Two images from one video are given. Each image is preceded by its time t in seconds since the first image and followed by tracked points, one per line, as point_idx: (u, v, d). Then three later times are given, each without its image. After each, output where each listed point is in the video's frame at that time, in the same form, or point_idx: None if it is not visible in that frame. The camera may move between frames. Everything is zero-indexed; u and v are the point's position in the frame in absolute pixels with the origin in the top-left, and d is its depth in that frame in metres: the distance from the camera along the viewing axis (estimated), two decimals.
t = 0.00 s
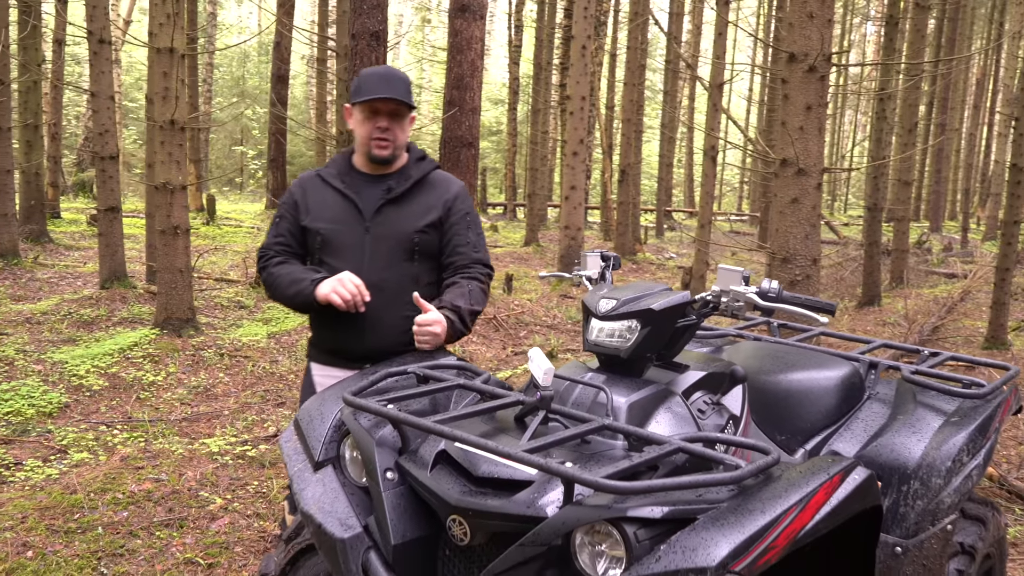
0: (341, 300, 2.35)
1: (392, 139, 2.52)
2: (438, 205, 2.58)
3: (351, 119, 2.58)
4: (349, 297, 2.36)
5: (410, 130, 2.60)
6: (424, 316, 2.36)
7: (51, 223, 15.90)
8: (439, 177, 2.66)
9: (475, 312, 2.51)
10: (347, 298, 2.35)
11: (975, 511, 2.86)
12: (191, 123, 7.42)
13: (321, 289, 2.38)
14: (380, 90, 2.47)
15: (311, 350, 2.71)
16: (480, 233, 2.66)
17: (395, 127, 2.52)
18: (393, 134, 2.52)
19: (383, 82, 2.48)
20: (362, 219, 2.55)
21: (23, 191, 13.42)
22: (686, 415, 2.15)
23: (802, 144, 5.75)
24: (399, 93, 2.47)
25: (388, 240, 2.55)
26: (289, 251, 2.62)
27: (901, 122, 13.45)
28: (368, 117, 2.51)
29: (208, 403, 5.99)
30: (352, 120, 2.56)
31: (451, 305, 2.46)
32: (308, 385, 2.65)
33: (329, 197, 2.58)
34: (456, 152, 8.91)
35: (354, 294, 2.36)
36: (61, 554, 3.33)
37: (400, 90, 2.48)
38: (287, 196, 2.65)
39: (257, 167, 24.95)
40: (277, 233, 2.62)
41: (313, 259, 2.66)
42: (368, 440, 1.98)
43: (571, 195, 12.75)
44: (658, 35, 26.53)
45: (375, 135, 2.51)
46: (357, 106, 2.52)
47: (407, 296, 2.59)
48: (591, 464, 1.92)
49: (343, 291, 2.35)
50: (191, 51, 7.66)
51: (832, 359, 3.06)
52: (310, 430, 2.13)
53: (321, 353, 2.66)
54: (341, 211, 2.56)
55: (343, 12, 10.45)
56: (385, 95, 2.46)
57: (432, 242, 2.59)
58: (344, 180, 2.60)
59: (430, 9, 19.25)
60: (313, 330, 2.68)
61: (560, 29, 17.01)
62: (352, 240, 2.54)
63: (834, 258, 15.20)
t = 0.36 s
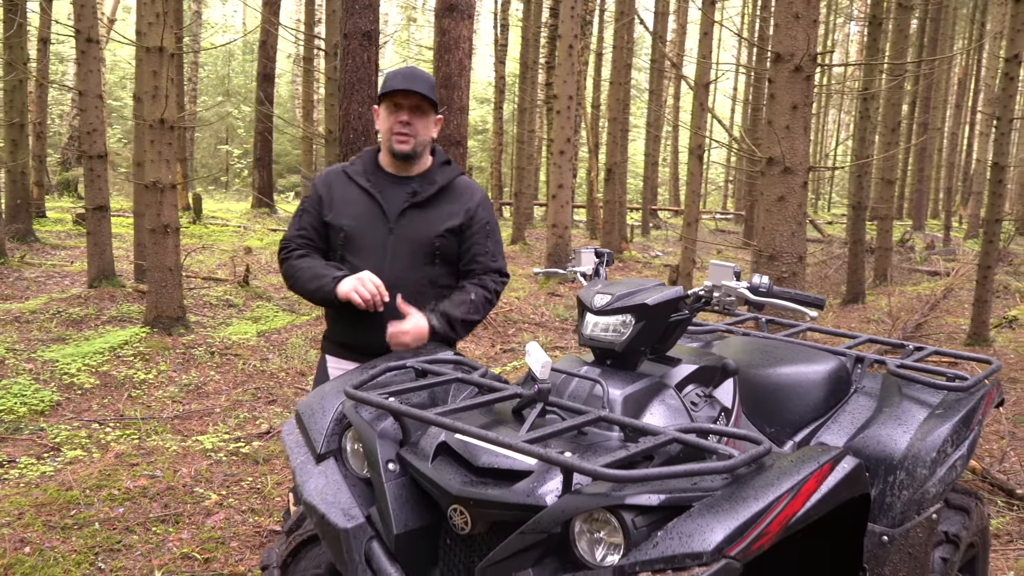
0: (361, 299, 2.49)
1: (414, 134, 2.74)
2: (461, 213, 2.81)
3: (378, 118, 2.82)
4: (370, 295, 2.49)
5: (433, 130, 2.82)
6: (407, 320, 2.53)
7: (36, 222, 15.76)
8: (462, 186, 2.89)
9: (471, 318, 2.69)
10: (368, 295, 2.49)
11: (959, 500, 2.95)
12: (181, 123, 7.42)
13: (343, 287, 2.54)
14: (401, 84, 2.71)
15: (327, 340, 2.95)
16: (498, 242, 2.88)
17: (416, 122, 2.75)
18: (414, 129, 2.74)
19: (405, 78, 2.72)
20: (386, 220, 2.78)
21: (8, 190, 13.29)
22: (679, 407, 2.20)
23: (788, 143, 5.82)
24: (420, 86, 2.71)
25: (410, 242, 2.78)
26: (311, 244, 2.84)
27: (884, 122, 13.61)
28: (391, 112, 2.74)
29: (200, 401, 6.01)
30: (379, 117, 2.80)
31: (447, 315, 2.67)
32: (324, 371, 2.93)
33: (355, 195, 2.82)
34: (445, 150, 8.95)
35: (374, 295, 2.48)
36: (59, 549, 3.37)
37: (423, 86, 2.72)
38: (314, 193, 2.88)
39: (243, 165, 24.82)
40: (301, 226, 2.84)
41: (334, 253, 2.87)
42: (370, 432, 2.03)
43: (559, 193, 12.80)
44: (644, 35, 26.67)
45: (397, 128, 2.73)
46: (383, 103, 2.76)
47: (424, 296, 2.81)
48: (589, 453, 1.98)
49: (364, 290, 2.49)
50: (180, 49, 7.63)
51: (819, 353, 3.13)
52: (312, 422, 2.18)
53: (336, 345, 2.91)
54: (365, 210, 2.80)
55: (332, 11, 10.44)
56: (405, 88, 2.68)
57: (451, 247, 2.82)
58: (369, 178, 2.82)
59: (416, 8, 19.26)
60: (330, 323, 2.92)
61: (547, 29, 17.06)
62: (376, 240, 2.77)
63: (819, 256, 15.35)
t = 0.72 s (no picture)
0: (390, 304, 2.54)
1: (435, 142, 2.83)
2: (480, 223, 2.98)
3: (400, 124, 2.89)
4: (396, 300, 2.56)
5: (454, 137, 2.92)
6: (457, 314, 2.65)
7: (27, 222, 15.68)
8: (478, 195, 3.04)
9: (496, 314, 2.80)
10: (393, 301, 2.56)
11: (952, 495, 3.02)
12: (176, 122, 7.41)
13: (370, 291, 2.58)
14: (426, 93, 2.79)
15: (333, 339, 3.03)
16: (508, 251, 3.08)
17: (440, 129, 2.83)
18: (439, 136, 2.83)
19: (430, 86, 2.81)
20: (409, 225, 2.89)
21: None
22: (681, 405, 2.25)
23: (780, 143, 5.89)
24: (444, 95, 2.80)
25: (432, 247, 2.91)
26: (326, 242, 2.88)
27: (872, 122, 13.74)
28: (415, 119, 2.82)
29: (197, 400, 6.03)
30: (401, 123, 2.87)
31: (484, 312, 2.74)
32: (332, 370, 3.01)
33: (377, 198, 2.88)
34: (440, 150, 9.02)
35: (401, 299, 2.55)
36: (63, 548, 3.42)
37: (446, 95, 2.82)
38: (332, 190, 2.90)
39: (234, 165, 24.75)
40: (316, 223, 2.87)
41: (348, 251, 2.93)
42: (379, 429, 2.08)
43: (551, 192, 12.86)
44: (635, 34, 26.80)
45: (422, 136, 2.82)
46: (406, 109, 2.83)
47: (438, 301, 2.96)
48: (594, 449, 2.04)
49: (393, 295, 2.55)
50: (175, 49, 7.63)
51: (813, 351, 3.19)
52: (323, 420, 2.23)
53: (344, 344, 3.00)
54: (387, 214, 2.88)
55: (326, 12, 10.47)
56: (431, 97, 2.78)
57: (468, 254, 2.98)
58: (391, 182, 2.90)
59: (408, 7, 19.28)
60: (340, 323, 2.99)
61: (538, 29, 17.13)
62: (399, 244, 2.87)
63: (809, 255, 15.47)
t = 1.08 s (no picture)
0: (392, 305, 2.59)
1: (447, 148, 2.86)
2: (486, 229, 3.02)
3: (409, 130, 2.92)
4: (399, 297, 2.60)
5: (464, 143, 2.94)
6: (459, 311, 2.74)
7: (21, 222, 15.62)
8: (485, 201, 3.07)
9: (501, 316, 2.90)
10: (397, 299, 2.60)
11: (950, 495, 3.06)
12: (175, 124, 7.40)
13: (374, 292, 2.63)
14: (436, 101, 2.83)
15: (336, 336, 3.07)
16: (513, 257, 3.12)
17: (451, 136, 2.86)
18: (448, 143, 2.86)
19: (439, 94, 2.84)
20: (416, 228, 2.92)
21: None
22: (687, 407, 2.28)
23: (777, 145, 5.93)
24: (454, 103, 2.84)
25: (437, 251, 2.94)
26: (334, 241, 2.92)
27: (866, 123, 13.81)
28: (425, 126, 2.85)
29: (197, 401, 6.04)
30: (411, 129, 2.91)
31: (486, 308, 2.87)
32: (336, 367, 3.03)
33: (385, 201, 2.91)
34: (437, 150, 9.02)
35: (402, 300, 2.59)
36: (68, 549, 3.44)
37: (456, 103, 2.85)
38: (341, 191, 2.93)
39: (228, 164, 24.68)
40: (324, 222, 2.90)
41: (355, 251, 2.97)
42: (388, 431, 2.11)
43: (547, 192, 12.88)
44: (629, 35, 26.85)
45: (432, 143, 2.85)
46: (417, 116, 2.85)
47: (443, 304, 2.99)
48: (600, 451, 2.06)
49: (395, 296, 2.59)
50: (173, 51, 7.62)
51: (814, 353, 3.22)
52: (331, 423, 2.26)
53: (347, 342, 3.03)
54: (395, 216, 2.91)
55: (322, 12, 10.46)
56: (442, 105, 2.82)
57: (473, 259, 3.02)
58: (400, 185, 2.93)
59: (403, 7, 19.27)
60: (344, 321, 3.02)
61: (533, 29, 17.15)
62: (406, 247, 2.90)
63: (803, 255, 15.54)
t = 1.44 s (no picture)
0: (394, 299, 2.57)
1: (446, 144, 2.87)
2: (491, 223, 2.99)
3: (410, 128, 2.95)
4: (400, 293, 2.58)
5: (465, 138, 2.94)
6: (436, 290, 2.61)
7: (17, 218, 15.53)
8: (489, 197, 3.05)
9: (498, 311, 2.86)
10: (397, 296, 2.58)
11: (960, 491, 3.08)
12: (176, 120, 7.36)
13: (376, 286, 2.62)
14: (435, 97, 2.84)
15: (342, 337, 3.03)
16: (519, 253, 3.08)
17: (450, 132, 2.87)
18: (447, 138, 2.87)
19: (438, 91, 2.86)
20: (418, 223, 2.91)
21: None
22: (701, 405, 2.28)
23: (780, 142, 5.92)
24: (453, 99, 2.85)
25: (440, 245, 2.92)
26: (337, 237, 2.94)
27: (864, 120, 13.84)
28: (424, 122, 2.87)
29: (199, 399, 6.02)
30: (412, 128, 2.93)
31: (479, 298, 2.82)
32: (341, 367, 2.99)
33: (388, 196, 2.92)
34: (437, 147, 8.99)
35: (406, 294, 2.57)
36: (75, 547, 3.43)
37: (455, 99, 2.86)
38: (345, 187, 2.96)
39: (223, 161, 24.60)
40: (327, 219, 2.94)
41: (358, 247, 2.97)
42: (406, 430, 2.11)
43: (545, 189, 12.85)
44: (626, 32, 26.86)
45: (431, 139, 2.86)
46: (417, 113, 2.87)
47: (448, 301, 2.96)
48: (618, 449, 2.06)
49: (397, 290, 2.57)
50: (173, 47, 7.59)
51: (822, 350, 3.22)
52: (348, 423, 2.26)
53: (353, 342, 3.00)
54: (398, 212, 2.91)
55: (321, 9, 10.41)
56: (441, 101, 2.83)
57: (477, 254, 2.99)
58: (402, 180, 2.93)
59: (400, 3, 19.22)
60: (349, 319, 2.99)
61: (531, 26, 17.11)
62: (408, 242, 2.89)
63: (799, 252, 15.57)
